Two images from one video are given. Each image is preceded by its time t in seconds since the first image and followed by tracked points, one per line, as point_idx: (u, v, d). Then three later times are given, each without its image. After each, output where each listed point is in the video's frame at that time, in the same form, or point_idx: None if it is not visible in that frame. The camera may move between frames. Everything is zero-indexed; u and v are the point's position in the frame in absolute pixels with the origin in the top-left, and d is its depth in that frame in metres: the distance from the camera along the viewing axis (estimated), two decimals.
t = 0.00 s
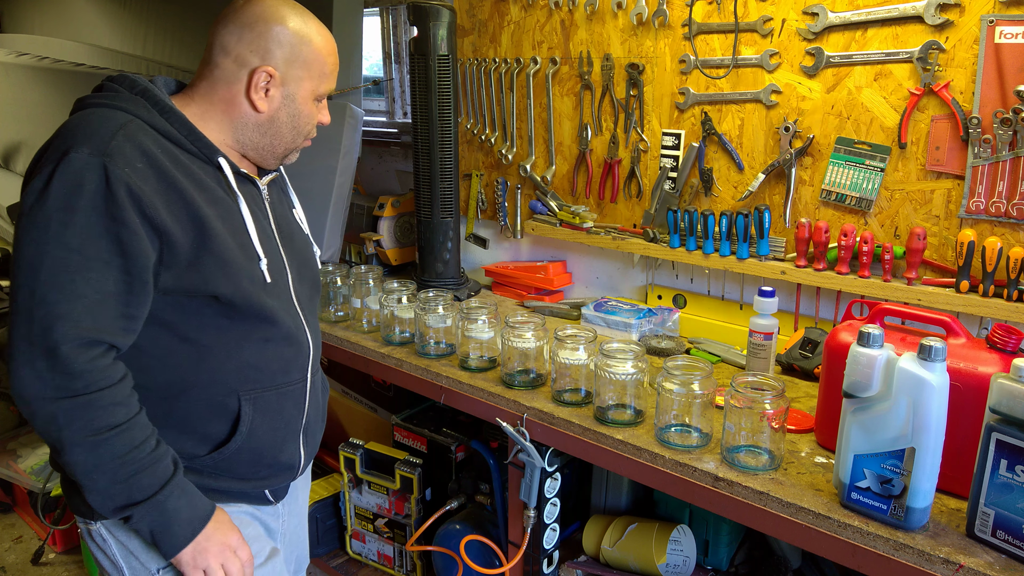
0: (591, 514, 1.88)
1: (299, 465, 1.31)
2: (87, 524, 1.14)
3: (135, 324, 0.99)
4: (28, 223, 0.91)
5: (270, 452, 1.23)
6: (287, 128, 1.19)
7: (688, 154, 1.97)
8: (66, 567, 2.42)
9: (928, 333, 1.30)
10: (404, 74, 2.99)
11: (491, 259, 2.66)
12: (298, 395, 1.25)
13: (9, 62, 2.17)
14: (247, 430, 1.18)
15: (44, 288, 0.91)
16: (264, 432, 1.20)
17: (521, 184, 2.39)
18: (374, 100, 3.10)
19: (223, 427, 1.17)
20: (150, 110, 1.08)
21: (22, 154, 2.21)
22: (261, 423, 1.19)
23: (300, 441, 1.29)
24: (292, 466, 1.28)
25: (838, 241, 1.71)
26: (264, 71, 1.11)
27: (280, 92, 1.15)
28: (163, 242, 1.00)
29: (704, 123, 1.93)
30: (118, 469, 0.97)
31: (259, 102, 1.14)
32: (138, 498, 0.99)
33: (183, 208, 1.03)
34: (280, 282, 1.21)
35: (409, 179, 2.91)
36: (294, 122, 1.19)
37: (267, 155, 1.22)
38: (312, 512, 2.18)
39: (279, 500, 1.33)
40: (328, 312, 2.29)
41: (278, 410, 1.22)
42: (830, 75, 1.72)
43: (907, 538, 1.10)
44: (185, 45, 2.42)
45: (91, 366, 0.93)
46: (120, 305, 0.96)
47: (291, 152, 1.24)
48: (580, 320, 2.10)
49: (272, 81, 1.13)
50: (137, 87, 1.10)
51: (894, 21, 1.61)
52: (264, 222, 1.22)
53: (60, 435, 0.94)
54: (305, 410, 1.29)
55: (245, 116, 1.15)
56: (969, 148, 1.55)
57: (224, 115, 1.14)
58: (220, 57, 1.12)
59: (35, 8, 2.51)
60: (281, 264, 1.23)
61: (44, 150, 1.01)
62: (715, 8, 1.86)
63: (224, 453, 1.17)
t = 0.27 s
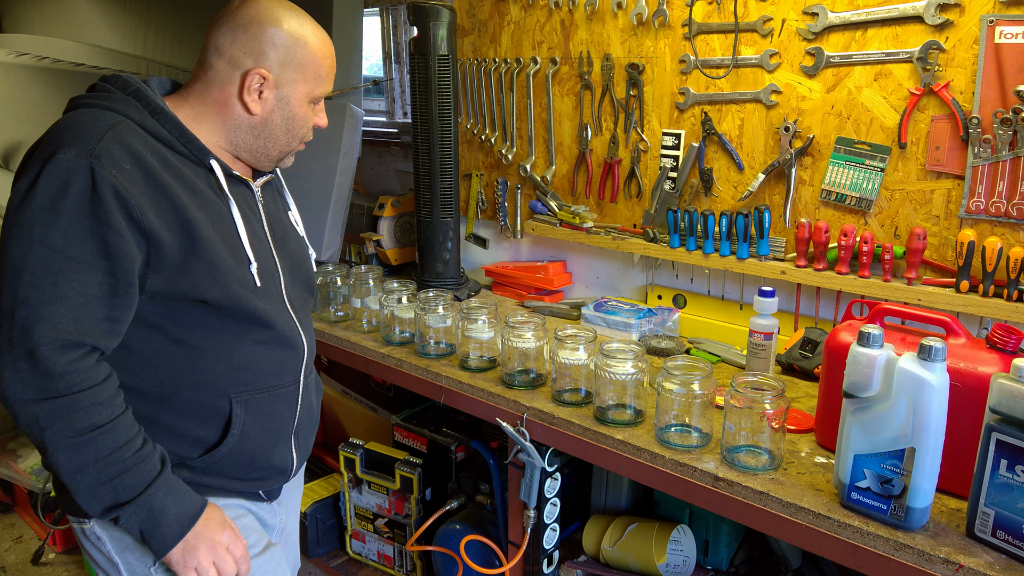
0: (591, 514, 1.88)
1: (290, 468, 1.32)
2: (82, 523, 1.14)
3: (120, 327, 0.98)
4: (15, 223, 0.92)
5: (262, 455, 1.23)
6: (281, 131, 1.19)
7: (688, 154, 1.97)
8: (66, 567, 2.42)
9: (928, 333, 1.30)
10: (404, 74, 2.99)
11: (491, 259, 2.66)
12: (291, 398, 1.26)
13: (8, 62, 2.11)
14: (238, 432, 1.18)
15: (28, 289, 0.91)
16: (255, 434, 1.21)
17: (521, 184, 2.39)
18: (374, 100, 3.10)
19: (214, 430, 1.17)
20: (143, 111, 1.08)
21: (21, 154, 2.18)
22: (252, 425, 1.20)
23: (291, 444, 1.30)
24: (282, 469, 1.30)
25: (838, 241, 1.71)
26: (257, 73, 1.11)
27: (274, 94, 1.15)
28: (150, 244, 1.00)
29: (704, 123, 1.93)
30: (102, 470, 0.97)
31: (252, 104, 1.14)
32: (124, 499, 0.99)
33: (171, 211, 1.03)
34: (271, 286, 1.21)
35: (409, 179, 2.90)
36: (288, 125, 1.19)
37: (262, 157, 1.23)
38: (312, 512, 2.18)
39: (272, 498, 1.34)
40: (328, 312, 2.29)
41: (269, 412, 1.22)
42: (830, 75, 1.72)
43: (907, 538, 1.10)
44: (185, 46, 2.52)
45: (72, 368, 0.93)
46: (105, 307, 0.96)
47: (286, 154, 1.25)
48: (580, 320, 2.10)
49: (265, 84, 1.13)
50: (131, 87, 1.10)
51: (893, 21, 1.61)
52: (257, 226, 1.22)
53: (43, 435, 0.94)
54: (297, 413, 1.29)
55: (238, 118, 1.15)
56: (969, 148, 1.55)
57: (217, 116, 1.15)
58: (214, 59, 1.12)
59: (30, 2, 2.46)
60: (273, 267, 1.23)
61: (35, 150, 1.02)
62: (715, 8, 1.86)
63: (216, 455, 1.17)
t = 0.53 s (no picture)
0: (591, 514, 1.88)
1: (292, 470, 1.32)
2: (78, 533, 1.14)
3: (127, 330, 0.98)
4: (15, 230, 0.91)
5: (264, 458, 1.23)
6: (257, 117, 1.15)
7: (688, 154, 1.97)
8: (65, 567, 2.42)
9: (928, 333, 1.30)
10: (404, 74, 2.99)
11: (491, 259, 2.66)
12: (292, 400, 1.26)
13: (8, 62, 2.08)
14: (240, 435, 1.18)
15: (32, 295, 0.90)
16: (257, 437, 1.21)
17: (521, 184, 2.39)
18: (375, 100, 3.10)
19: (217, 433, 1.16)
20: (139, 112, 1.08)
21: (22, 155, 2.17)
22: (255, 429, 1.20)
23: (293, 446, 1.30)
24: (284, 471, 1.30)
25: (838, 241, 1.71)
26: (222, 55, 1.08)
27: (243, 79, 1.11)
28: (154, 246, 1.00)
29: (704, 123, 1.93)
30: (110, 479, 0.97)
31: (222, 89, 1.11)
32: (131, 508, 0.99)
33: (173, 212, 1.03)
34: (272, 287, 1.21)
35: (409, 179, 2.90)
36: (264, 110, 1.14)
37: (248, 150, 1.19)
38: (312, 512, 2.18)
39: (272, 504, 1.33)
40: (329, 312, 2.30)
41: (271, 415, 1.22)
42: (830, 75, 1.72)
43: (907, 538, 1.10)
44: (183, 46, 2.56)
45: (82, 374, 0.93)
46: (111, 311, 0.96)
47: (273, 146, 1.20)
48: (580, 320, 2.10)
49: (234, 66, 1.10)
50: (125, 88, 1.10)
51: (893, 21, 1.61)
52: (256, 227, 1.22)
53: (51, 444, 0.93)
54: (298, 415, 1.30)
55: (214, 108, 1.14)
56: (969, 148, 1.55)
57: (197, 109, 1.15)
58: (189, 51, 1.13)
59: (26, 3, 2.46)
60: (273, 267, 1.23)
61: (31, 155, 1.01)
62: (715, 8, 1.86)
63: (218, 459, 1.17)
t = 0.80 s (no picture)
0: (591, 514, 1.88)
1: (289, 481, 1.31)
2: (67, 545, 1.10)
3: (128, 339, 0.97)
4: (16, 234, 0.90)
5: (262, 467, 1.23)
6: (255, 117, 1.15)
7: (688, 154, 1.97)
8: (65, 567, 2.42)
9: (928, 333, 1.30)
10: (404, 74, 2.99)
11: (491, 259, 2.66)
12: (292, 408, 1.26)
13: (8, 62, 2.07)
14: (239, 445, 1.17)
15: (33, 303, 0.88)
16: (255, 447, 1.20)
17: (521, 184, 2.39)
18: (374, 100, 3.10)
19: (216, 443, 1.16)
20: (143, 114, 1.08)
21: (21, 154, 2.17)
22: (253, 438, 1.19)
23: (291, 455, 1.29)
24: (281, 483, 1.29)
25: (838, 241, 1.71)
26: (219, 53, 1.08)
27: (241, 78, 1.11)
28: (158, 253, 0.99)
29: (704, 123, 1.93)
30: (106, 494, 0.94)
31: (220, 88, 1.11)
32: (124, 525, 0.96)
33: (178, 218, 1.03)
34: (274, 292, 1.21)
35: (409, 179, 2.90)
36: (262, 110, 1.15)
37: (249, 152, 1.20)
38: (311, 512, 2.18)
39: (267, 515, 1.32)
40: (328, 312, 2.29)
41: (271, 424, 1.22)
42: (830, 75, 1.72)
43: (907, 538, 1.10)
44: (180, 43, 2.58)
45: (83, 385, 0.91)
46: (114, 319, 0.95)
47: (272, 148, 1.20)
48: (580, 320, 2.10)
49: (231, 65, 1.10)
50: (127, 89, 1.09)
51: (893, 21, 1.61)
52: (258, 233, 1.22)
53: (46, 458, 0.91)
54: (298, 423, 1.30)
55: (213, 109, 1.14)
56: (969, 148, 1.55)
57: (196, 110, 1.15)
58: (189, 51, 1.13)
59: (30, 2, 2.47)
60: (274, 273, 1.23)
61: (31, 156, 0.99)
62: (715, 8, 1.86)
63: (215, 469, 1.17)
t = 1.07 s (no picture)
0: (591, 514, 1.88)
1: (292, 496, 1.30)
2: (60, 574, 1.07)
3: (115, 362, 0.95)
4: None
5: (264, 486, 1.22)
6: (241, 117, 1.11)
7: (688, 154, 1.97)
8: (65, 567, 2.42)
9: (927, 333, 1.30)
10: (404, 74, 2.99)
11: (491, 259, 2.67)
12: (293, 423, 1.25)
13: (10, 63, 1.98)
14: (239, 466, 1.16)
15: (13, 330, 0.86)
16: (256, 466, 1.19)
17: (521, 184, 2.39)
18: (375, 100, 3.10)
19: (215, 464, 1.15)
20: (122, 121, 1.05)
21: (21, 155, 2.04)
22: (254, 456, 1.18)
23: (294, 471, 1.28)
24: (285, 499, 1.28)
25: (838, 241, 1.71)
26: (202, 51, 1.05)
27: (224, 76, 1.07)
28: (144, 270, 0.96)
29: (704, 123, 1.93)
30: (98, 527, 0.94)
31: (203, 89, 1.07)
32: (118, 558, 0.96)
33: (163, 232, 1.00)
34: (268, 304, 1.19)
35: (409, 179, 2.90)
36: (248, 110, 1.11)
37: (236, 156, 1.16)
38: (311, 512, 2.18)
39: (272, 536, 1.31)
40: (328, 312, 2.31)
41: (272, 441, 1.21)
42: (830, 75, 1.72)
43: (907, 538, 1.10)
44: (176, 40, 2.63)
45: (70, 416, 0.90)
46: (99, 343, 0.92)
47: (260, 151, 1.17)
48: (580, 320, 2.10)
49: (215, 64, 1.06)
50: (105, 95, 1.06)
51: (893, 21, 1.61)
52: (249, 242, 1.20)
53: (37, 493, 0.91)
54: (299, 438, 1.28)
55: (196, 110, 1.10)
56: (969, 148, 1.55)
57: (179, 112, 1.11)
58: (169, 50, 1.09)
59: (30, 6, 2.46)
60: (268, 281, 1.21)
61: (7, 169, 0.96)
62: (715, 8, 1.86)
63: (216, 491, 1.16)
